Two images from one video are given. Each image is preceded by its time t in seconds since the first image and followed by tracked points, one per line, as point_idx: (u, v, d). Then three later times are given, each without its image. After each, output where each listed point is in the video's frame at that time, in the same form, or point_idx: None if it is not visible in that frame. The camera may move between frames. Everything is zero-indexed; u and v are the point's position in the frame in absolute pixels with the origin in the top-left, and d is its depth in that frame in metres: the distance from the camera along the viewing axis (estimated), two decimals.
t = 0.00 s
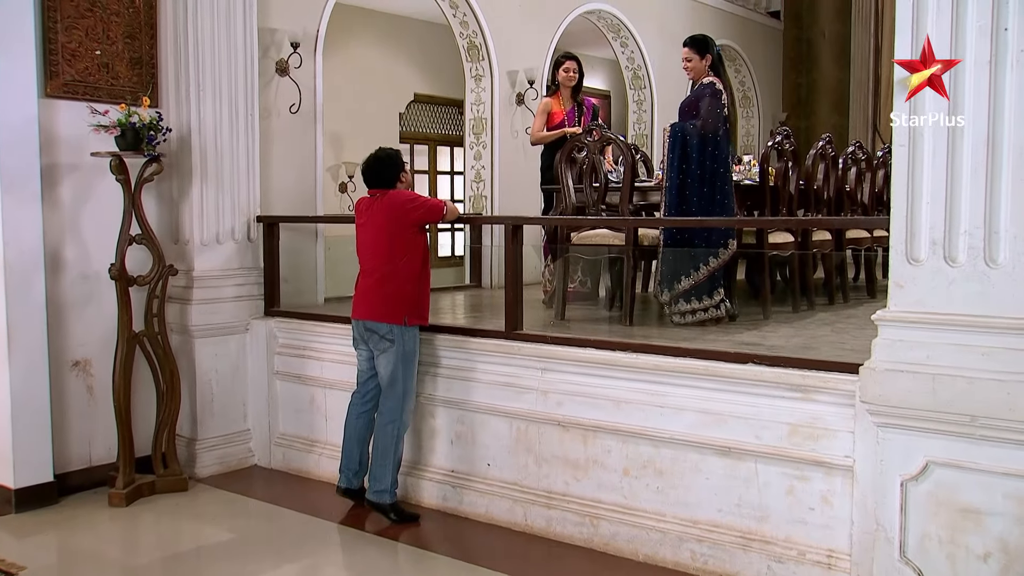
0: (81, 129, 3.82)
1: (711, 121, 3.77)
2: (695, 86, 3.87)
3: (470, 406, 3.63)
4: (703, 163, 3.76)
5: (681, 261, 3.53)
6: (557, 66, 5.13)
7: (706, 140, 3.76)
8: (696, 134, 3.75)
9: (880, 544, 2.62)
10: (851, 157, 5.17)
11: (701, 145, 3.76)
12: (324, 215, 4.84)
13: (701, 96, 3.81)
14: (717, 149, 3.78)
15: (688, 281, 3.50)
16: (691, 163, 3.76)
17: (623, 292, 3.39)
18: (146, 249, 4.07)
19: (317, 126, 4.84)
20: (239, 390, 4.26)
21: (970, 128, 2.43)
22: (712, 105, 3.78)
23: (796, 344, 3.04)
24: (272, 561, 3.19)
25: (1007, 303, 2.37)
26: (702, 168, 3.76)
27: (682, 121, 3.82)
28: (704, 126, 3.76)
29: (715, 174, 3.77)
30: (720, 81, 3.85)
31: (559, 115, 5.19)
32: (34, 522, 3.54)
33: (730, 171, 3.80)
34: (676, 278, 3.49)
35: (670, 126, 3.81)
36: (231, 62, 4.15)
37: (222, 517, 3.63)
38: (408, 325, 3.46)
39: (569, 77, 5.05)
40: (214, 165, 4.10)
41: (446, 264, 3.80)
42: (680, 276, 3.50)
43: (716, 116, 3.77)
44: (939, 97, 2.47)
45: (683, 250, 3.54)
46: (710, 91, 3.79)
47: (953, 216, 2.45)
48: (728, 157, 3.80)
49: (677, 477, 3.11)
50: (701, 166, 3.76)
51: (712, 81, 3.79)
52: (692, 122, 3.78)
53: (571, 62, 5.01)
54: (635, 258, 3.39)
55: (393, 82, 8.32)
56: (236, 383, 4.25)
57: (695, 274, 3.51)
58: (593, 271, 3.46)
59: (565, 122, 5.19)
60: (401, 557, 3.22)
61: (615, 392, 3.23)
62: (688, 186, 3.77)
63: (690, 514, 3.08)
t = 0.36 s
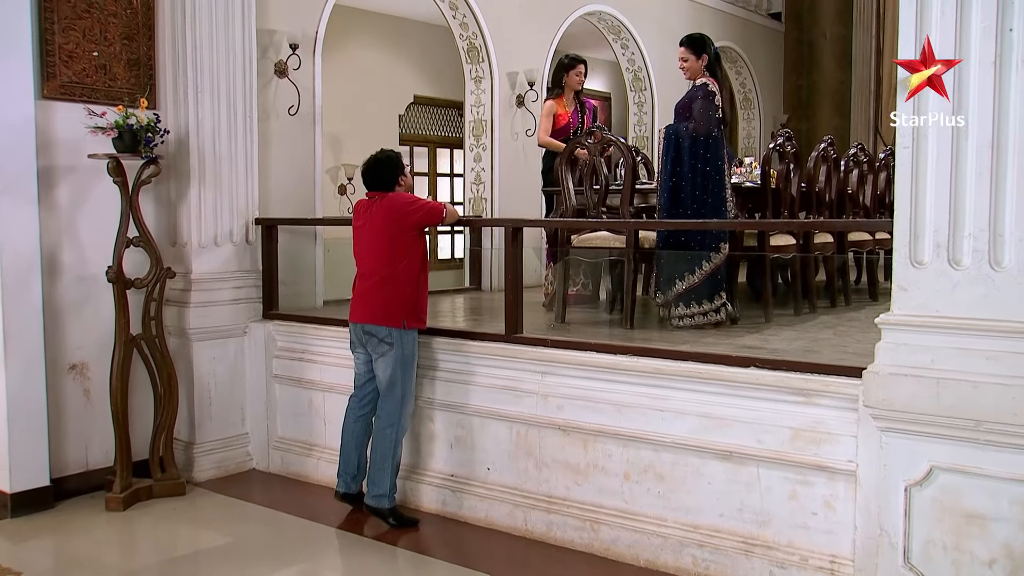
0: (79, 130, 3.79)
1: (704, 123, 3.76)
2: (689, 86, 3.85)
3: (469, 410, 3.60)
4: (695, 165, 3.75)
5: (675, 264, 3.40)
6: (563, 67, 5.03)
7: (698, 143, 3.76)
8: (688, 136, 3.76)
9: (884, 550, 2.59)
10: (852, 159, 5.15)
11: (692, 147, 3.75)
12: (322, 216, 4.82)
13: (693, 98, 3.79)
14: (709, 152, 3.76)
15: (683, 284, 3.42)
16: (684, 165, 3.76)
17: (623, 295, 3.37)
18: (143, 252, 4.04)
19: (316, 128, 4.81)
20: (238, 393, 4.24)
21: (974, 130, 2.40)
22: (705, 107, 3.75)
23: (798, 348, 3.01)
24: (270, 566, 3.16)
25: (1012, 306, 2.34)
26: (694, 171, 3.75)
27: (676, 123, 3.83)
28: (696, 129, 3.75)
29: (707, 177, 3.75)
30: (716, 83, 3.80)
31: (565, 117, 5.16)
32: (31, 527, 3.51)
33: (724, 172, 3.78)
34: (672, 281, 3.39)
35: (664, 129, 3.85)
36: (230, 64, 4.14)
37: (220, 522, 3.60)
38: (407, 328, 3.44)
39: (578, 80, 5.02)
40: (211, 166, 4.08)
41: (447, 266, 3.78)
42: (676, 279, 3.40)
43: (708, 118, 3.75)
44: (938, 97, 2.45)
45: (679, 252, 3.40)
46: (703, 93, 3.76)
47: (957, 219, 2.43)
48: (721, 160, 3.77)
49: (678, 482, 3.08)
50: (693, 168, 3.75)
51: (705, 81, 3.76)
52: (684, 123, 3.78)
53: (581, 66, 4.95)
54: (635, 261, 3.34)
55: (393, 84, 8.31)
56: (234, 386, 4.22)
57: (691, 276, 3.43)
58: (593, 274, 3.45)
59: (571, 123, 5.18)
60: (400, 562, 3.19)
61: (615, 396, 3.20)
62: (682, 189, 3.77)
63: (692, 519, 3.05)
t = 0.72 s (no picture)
0: (75, 132, 3.77)
1: (700, 126, 3.74)
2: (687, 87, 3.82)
3: (468, 413, 3.57)
4: (691, 169, 3.73)
5: (674, 267, 3.46)
6: (571, 70, 4.98)
7: (694, 146, 3.74)
8: (684, 139, 3.74)
9: (887, 555, 2.57)
10: (854, 161, 5.13)
11: (689, 150, 3.73)
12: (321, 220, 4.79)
13: (690, 101, 3.77)
14: (706, 154, 3.74)
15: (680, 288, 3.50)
16: (680, 170, 3.75)
17: (624, 298, 3.35)
18: (140, 254, 4.02)
19: (314, 129, 4.78)
20: (236, 396, 4.21)
21: (978, 131, 2.38)
22: (701, 110, 3.73)
23: (800, 351, 2.99)
24: (268, 571, 3.13)
25: (1017, 309, 2.32)
26: (691, 175, 3.73)
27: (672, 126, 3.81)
28: (693, 132, 3.74)
29: (704, 180, 3.73)
30: (712, 85, 3.77)
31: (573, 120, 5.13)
32: (27, 532, 3.48)
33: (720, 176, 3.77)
34: (671, 285, 3.47)
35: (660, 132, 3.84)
36: (228, 66, 4.11)
37: (217, 526, 3.57)
38: (405, 332, 3.41)
39: (586, 83, 5.00)
40: (209, 168, 4.05)
41: (446, 269, 3.73)
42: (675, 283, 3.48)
43: (705, 121, 3.73)
44: (938, 97, 2.43)
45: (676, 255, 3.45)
46: (699, 95, 3.74)
47: (962, 221, 2.40)
48: (718, 163, 3.75)
49: (679, 487, 3.06)
50: (690, 172, 3.73)
51: (701, 85, 3.74)
52: (680, 126, 3.76)
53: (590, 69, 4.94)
54: (635, 264, 3.33)
55: (392, 86, 8.29)
56: (232, 390, 4.19)
57: (687, 281, 3.52)
58: (593, 278, 3.40)
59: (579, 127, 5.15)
60: (398, 567, 3.17)
61: (616, 400, 3.18)
62: (679, 193, 3.76)
63: (693, 524, 3.03)
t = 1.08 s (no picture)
0: (74, 133, 3.75)
1: (701, 127, 3.71)
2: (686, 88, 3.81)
3: (469, 417, 3.55)
4: (692, 170, 3.70)
5: (676, 269, 3.49)
6: (580, 72, 5.01)
7: (695, 147, 3.71)
8: (685, 141, 3.72)
9: (893, 561, 2.54)
10: (858, 163, 5.10)
11: (689, 152, 3.70)
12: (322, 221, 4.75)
13: (689, 102, 3.76)
14: (706, 155, 3.71)
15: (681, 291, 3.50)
16: (681, 171, 3.71)
17: (626, 300, 3.37)
18: (139, 256, 4.00)
19: (315, 130, 4.76)
20: (236, 399, 4.18)
21: (986, 132, 2.35)
22: (701, 111, 3.71)
23: (804, 355, 2.96)
24: None
25: None
26: (693, 176, 3.70)
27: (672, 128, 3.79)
28: (693, 133, 3.71)
29: (705, 181, 3.70)
30: (711, 85, 3.76)
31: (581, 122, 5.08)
32: (24, 536, 3.46)
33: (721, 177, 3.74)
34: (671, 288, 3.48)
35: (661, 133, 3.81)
36: (228, 67, 4.09)
37: (216, 530, 3.54)
38: (405, 334, 3.39)
39: (595, 85, 5.01)
40: (208, 170, 4.03)
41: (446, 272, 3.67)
42: (677, 286, 3.49)
43: (705, 121, 3.71)
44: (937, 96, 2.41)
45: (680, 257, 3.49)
46: (699, 96, 3.74)
47: (968, 224, 2.38)
48: (719, 165, 3.72)
49: (682, 491, 3.03)
50: (691, 173, 3.70)
51: (700, 85, 3.73)
52: (681, 128, 3.74)
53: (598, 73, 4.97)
54: (637, 266, 3.37)
55: (393, 88, 8.27)
56: (232, 392, 4.17)
57: (688, 285, 3.50)
58: (597, 279, 3.42)
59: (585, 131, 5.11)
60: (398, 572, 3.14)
61: (618, 404, 3.15)
62: (680, 195, 3.72)
63: (696, 529, 3.00)
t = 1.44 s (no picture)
0: (73, 134, 3.72)
1: (703, 130, 3.69)
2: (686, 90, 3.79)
3: (471, 421, 3.52)
4: (694, 173, 3.67)
5: (677, 272, 3.45)
6: (587, 74, 4.98)
7: (697, 151, 3.68)
8: (687, 144, 3.67)
9: (900, 568, 2.50)
10: (863, 164, 5.07)
11: (692, 155, 3.67)
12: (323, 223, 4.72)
13: (690, 105, 3.73)
14: (708, 158, 3.69)
15: (680, 296, 3.45)
16: (684, 174, 3.68)
17: (629, 303, 3.34)
18: (139, 259, 3.97)
19: (316, 132, 4.74)
20: (235, 403, 4.16)
21: (995, 132, 2.32)
22: (702, 114, 3.70)
23: (809, 358, 2.93)
24: None
25: None
26: (695, 179, 3.67)
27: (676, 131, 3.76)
28: (696, 136, 3.68)
29: (706, 184, 3.69)
30: (711, 86, 3.73)
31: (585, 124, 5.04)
32: (22, 540, 3.43)
33: (724, 178, 3.70)
34: (670, 293, 3.44)
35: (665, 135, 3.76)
36: (228, 68, 4.07)
37: (215, 535, 3.51)
38: (406, 338, 3.36)
39: (603, 87, 4.99)
40: (208, 172, 4.01)
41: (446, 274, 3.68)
42: (676, 289, 3.44)
43: (707, 124, 3.69)
44: (935, 96, 2.39)
45: (681, 260, 3.46)
46: (699, 98, 3.71)
47: (977, 227, 2.35)
48: (721, 167, 3.70)
49: (685, 496, 3.00)
50: (692, 176, 3.68)
51: (700, 86, 3.70)
52: (684, 130, 3.71)
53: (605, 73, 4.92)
54: (640, 269, 3.36)
55: (394, 89, 8.25)
56: (231, 395, 4.14)
57: (688, 289, 3.45)
58: (598, 281, 3.39)
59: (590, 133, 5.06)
60: None
61: (621, 407, 3.12)
62: (681, 198, 3.70)
63: (700, 534, 2.97)
